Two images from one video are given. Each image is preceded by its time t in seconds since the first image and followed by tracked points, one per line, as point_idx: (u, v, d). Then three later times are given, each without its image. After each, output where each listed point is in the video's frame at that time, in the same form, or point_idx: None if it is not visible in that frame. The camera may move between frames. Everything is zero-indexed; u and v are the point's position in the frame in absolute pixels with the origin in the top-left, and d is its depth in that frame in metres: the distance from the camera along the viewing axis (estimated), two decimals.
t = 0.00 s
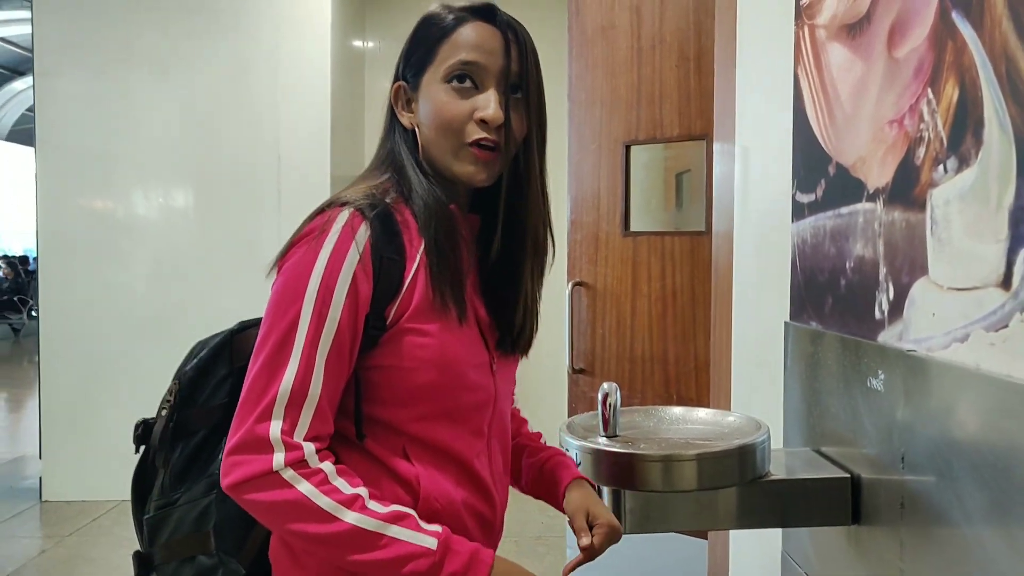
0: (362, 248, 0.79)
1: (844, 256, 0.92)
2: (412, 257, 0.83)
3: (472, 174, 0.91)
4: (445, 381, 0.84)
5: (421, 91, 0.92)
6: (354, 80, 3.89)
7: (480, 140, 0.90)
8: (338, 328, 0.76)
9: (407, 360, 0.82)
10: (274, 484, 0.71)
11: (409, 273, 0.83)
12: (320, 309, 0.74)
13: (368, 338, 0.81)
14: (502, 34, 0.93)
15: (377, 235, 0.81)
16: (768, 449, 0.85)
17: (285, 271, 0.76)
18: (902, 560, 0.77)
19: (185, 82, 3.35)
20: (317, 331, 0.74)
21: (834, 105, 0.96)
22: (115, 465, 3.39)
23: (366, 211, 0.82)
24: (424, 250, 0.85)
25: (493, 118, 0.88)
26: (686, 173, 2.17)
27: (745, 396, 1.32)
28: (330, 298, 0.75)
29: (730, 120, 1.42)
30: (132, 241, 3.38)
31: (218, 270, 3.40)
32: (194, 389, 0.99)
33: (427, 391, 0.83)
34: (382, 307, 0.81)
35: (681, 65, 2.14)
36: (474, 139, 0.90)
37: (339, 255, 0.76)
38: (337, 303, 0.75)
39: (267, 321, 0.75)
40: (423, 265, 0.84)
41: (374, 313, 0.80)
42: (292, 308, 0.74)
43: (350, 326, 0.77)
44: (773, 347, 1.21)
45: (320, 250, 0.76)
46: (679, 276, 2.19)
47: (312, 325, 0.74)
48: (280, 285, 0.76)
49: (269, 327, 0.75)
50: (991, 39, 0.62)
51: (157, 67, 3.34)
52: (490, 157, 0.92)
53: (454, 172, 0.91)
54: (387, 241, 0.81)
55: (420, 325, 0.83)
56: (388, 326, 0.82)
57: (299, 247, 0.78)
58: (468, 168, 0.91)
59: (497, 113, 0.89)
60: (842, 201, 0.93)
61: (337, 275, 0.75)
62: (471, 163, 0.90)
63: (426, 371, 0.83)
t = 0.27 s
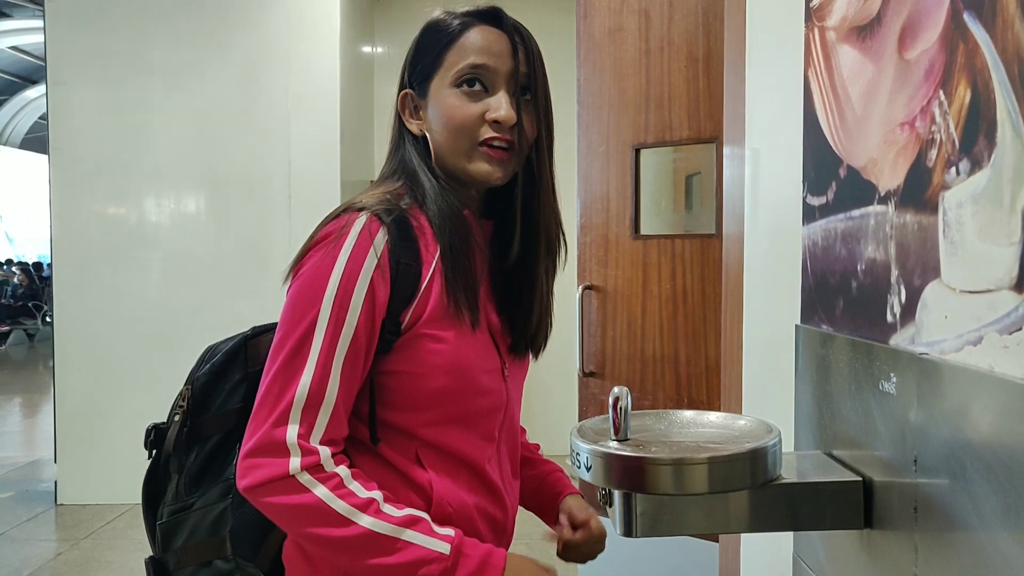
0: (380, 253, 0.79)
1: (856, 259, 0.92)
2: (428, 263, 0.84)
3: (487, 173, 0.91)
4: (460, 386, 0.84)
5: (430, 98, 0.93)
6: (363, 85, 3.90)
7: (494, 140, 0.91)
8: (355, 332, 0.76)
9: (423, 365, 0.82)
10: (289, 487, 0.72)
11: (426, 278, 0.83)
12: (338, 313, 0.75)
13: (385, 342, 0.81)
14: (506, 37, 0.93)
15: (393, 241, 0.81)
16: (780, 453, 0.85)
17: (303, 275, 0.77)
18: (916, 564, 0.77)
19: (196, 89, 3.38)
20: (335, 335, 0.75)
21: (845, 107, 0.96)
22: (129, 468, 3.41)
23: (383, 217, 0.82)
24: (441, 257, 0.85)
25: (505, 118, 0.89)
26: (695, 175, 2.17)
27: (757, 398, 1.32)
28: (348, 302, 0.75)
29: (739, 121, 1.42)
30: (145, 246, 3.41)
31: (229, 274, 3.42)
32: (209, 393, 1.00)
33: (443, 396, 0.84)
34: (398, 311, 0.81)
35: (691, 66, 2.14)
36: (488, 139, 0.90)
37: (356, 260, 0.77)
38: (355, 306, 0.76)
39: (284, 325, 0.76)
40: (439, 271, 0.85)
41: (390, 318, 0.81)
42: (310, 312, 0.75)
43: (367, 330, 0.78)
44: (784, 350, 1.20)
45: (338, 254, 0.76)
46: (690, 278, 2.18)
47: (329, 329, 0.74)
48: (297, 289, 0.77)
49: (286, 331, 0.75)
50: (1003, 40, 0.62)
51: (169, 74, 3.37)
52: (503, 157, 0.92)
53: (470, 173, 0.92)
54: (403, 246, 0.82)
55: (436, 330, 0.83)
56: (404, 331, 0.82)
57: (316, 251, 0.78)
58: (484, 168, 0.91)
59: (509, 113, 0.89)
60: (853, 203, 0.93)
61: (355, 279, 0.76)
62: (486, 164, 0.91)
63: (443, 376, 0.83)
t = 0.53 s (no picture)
0: (378, 255, 0.79)
1: (860, 258, 0.92)
2: (428, 265, 0.84)
3: (506, 174, 0.92)
4: (460, 387, 0.84)
5: (442, 99, 0.93)
6: (367, 87, 3.91)
7: (508, 143, 0.92)
8: (352, 333, 0.76)
9: (424, 366, 0.83)
10: (278, 484, 0.72)
11: (426, 279, 0.84)
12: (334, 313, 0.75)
13: (385, 343, 0.81)
14: (520, 44, 0.95)
15: (394, 242, 0.82)
16: (785, 453, 0.85)
17: (302, 276, 0.78)
18: (924, 565, 0.77)
19: (200, 92, 3.39)
20: (331, 335, 0.75)
21: (848, 106, 0.96)
22: (135, 471, 3.42)
23: (383, 218, 0.83)
24: (442, 258, 0.85)
25: (523, 121, 0.91)
26: (699, 175, 2.17)
27: (762, 398, 1.32)
28: (345, 302, 0.76)
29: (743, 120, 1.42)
30: (150, 249, 3.42)
31: (234, 277, 3.43)
32: (211, 397, 1.01)
33: (444, 397, 0.84)
34: (397, 312, 0.81)
35: (694, 66, 2.14)
36: (503, 141, 0.91)
37: (354, 261, 0.77)
38: (352, 306, 0.76)
39: (283, 326, 0.77)
40: (439, 273, 0.85)
41: (389, 319, 0.81)
42: (308, 312, 0.75)
43: (365, 331, 0.78)
44: (789, 349, 1.20)
45: (336, 256, 0.77)
46: (694, 278, 2.18)
47: (326, 329, 0.75)
48: (296, 290, 0.77)
49: (285, 331, 0.76)
50: (1006, 39, 0.62)
51: (173, 78, 3.38)
52: (518, 159, 0.93)
53: (485, 175, 0.92)
54: (403, 247, 0.82)
55: (436, 331, 0.83)
56: (405, 332, 0.82)
57: (315, 252, 0.79)
58: (499, 169, 0.91)
59: (527, 117, 0.91)
60: (858, 203, 0.93)
61: (352, 280, 0.76)
62: (502, 165, 0.92)
63: (443, 377, 0.83)
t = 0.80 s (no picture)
0: (378, 258, 0.80)
1: (862, 261, 0.92)
2: (427, 268, 0.85)
3: (514, 185, 0.92)
4: (461, 389, 0.85)
5: (455, 105, 0.92)
6: (369, 88, 3.92)
7: (521, 155, 0.92)
8: (354, 336, 0.77)
9: (424, 368, 0.83)
10: (291, 486, 0.72)
11: (426, 281, 0.84)
12: (337, 316, 0.76)
13: (386, 344, 0.82)
14: (537, 58, 0.95)
15: (394, 245, 0.82)
16: (787, 455, 0.85)
17: (302, 279, 0.78)
18: (926, 566, 0.77)
19: (204, 94, 3.40)
20: (334, 338, 0.75)
21: (850, 108, 0.96)
22: (138, 473, 3.43)
23: (383, 221, 0.83)
24: (441, 261, 0.86)
25: (537, 134, 0.91)
26: (701, 177, 2.18)
27: (764, 401, 1.32)
28: (347, 305, 0.76)
29: (745, 123, 1.42)
30: (153, 251, 3.43)
31: (237, 279, 3.44)
32: (209, 402, 1.01)
33: (445, 399, 0.84)
34: (398, 314, 0.82)
35: (697, 69, 2.15)
36: (516, 153, 0.91)
37: (356, 263, 0.77)
38: (354, 309, 0.76)
39: (285, 329, 0.77)
40: (439, 275, 0.85)
41: (390, 321, 0.81)
42: (310, 315, 0.76)
43: (367, 335, 0.78)
44: (792, 352, 1.20)
45: (337, 258, 0.77)
46: (697, 279, 2.19)
47: (328, 332, 0.75)
48: (297, 292, 0.78)
49: (287, 335, 0.76)
50: (1007, 41, 0.62)
51: (176, 80, 3.40)
52: (529, 170, 0.93)
53: (496, 183, 0.92)
54: (404, 250, 0.82)
55: (436, 334, 0.84)
56: (405, 334, 0.83)
57: (315, 255, 0.79)
58: (509, 181, 0.92)
59: (541, 131, 0.91)
60: (860, 205, 0.93)
61: (353, 283, 0.77)
62: (512, 176, 0.92)
63: (443, 380, 0.83)
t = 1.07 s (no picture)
0: (380, 268, 0.80)
1: (862, 263, 0.92)
2: (429, 276, 0.85)
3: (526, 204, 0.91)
4: (463, 397, 0.85)
5: (477, 117, 0.91)
6: (371, 91, 3.93)
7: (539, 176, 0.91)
8: (358, 346, 0.77)
9: (426, 376, 0.83)
10: (300, 497, 0.73)
11: (427, 289, 0.84)
12: (342, 326, 0.76)
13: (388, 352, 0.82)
14: (563, 81, 0.94)
15: (397, 254, 0.82)
16: (788, 458, 0.85)
17: (305, 288, 0.78)
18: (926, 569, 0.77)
19: (206, 98, 3.41)
20: (339, 348, 0.76)
21: (851, 111, 0.96)
22: (141, 475, 3.44)
23: (386, 229, 0.83)
24: (442, 269, 0.86)
25: (556, 158, 0.90)
26: (703, 179, 2.15)
27: (766, 403, 1.32)
28: (351, 315, 0.76)
29: (746, 126, 1.42)
30: (155, 254, 3.44)
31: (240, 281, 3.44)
32: (210, 407, 1.01)
33: (447, 407, 0.84)
34: (400, 322, 0.82)
35: (697, 71, 2.14)
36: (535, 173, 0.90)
37: (359, 273, 0.78)
38: (358, 319, 0.77)
39: (289, 338, 0.77)
40: (440, 284, 0.86)
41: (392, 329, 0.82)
42: (315, 325, 0.76)
43: (371, 344, 0.79)
44: (793, 354, 1.20)
45: (341, 268, 0.78)
46: (698, 282, 2.18)
47: (333, 342, 0.75)
48: (301, 302, 0.78)
49: (292, 344, 0.77)
50: (1006, 45, 0.62)
51: (178, 84, 3.40)
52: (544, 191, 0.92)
53: (508, 200, 0.91)
54: (407, 259, 0.83)
55: (438, 342, 0.84)
56: (407, 342, 0.83)
57: (318, 264, 0.80)
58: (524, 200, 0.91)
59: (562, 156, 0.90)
60: (860, 208, 0.93)
61: (357, 293, 0.77)
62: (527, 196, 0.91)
63: (445, 388, 0.84)
